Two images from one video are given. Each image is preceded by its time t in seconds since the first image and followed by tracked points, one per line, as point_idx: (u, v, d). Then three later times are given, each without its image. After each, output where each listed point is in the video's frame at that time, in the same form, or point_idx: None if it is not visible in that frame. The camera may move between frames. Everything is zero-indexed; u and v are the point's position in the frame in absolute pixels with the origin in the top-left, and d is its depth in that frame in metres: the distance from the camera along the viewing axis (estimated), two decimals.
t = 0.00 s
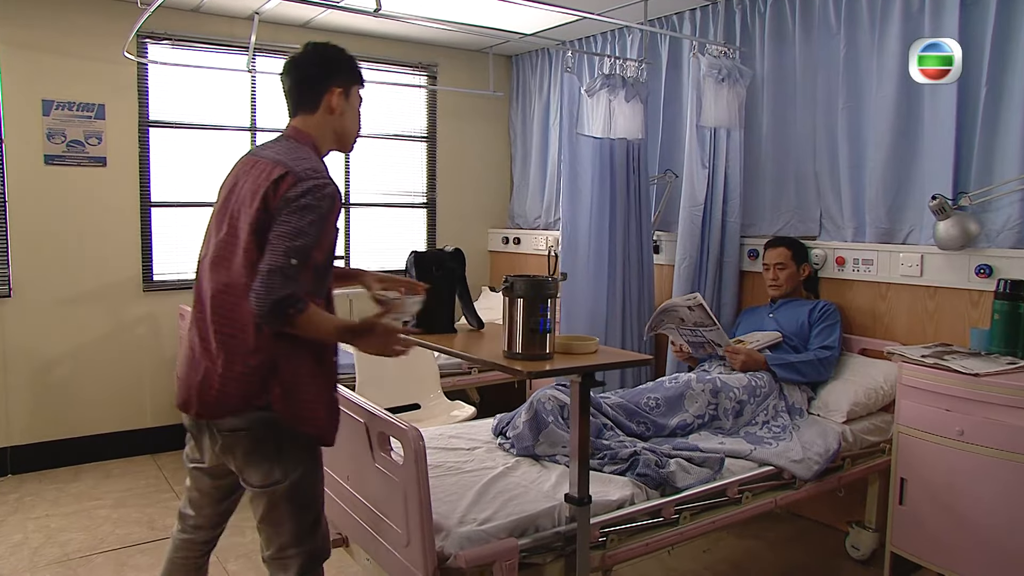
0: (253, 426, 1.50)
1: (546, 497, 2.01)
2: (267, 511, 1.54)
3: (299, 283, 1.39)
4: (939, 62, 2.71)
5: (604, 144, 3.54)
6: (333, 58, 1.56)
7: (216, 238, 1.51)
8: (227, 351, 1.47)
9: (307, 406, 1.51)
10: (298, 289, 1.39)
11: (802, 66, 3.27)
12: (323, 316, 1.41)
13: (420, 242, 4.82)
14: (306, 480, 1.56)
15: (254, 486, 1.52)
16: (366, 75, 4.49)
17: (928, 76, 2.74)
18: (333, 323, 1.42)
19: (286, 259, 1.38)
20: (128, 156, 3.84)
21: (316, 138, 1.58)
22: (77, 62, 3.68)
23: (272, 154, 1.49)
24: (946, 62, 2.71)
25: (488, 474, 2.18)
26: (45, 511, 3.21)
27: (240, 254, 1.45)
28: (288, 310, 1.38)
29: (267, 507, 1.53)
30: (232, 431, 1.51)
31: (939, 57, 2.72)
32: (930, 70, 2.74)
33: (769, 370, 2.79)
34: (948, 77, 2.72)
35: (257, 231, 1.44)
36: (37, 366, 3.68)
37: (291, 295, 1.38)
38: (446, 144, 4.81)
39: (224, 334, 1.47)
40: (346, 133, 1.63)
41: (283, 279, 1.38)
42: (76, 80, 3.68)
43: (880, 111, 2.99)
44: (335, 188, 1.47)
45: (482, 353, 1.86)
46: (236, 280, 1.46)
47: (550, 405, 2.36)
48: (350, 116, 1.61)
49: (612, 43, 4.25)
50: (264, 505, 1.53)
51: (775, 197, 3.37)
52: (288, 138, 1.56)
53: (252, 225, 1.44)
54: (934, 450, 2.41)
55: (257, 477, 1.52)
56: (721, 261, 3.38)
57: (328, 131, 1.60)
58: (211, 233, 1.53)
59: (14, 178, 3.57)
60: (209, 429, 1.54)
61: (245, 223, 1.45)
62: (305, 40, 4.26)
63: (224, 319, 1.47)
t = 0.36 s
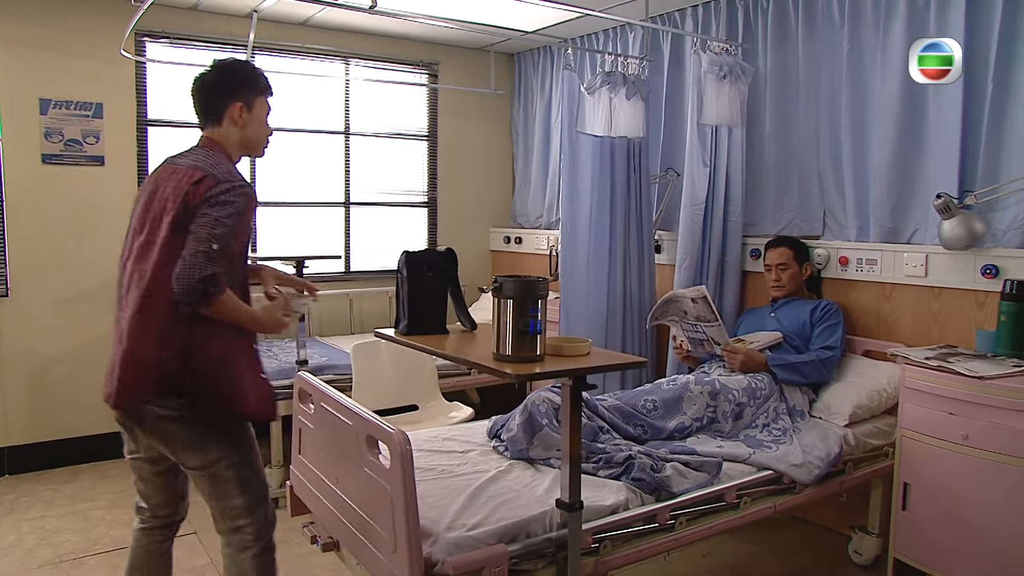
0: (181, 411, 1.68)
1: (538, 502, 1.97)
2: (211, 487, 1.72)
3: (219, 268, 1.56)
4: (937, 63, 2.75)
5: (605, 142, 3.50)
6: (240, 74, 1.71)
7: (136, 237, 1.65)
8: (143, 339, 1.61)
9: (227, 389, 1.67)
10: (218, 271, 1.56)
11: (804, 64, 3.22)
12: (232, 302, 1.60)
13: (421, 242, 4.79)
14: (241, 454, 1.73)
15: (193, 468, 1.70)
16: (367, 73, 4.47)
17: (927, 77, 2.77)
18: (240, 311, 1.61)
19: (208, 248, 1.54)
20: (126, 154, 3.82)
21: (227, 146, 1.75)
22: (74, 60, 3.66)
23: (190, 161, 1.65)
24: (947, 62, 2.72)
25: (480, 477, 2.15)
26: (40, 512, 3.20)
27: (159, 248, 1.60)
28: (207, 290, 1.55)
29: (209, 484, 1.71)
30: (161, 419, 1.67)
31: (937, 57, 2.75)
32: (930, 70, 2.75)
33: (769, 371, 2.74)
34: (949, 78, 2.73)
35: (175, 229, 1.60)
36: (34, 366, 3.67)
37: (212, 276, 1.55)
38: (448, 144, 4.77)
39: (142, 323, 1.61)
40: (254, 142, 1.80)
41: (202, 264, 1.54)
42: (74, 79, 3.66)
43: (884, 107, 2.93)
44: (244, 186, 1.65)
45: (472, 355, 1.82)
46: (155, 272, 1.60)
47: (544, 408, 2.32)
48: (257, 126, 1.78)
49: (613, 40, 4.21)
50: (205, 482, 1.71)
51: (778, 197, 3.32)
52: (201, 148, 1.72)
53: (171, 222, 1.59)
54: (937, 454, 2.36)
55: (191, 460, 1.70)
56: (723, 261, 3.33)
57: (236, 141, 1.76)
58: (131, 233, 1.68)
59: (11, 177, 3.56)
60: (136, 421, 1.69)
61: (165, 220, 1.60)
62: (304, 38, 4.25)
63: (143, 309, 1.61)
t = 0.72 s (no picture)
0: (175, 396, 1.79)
1: (530, 507, 1.93)
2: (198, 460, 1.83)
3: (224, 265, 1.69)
4: (937, 63, 2.72)
5: (605, 140, 3.46)
6: (215, 74, 1.82)
7: (123, 229, 1.75)
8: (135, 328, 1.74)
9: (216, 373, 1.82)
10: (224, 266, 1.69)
11: (808, 61, 3.17)
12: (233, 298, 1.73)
13: (422, 241, 4.76)
14: (226, 429, 1.87)
15: (180, 442, 1.82)
16: (368, 71, 4.45)
17: (926, 77, 2.74)
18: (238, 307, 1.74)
19: (215, 247, 1.68)
20: (125, 153, 3.81)
21: (202, 142, 1.86)
22: (70, 57, 3.64)
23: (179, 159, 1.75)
24: (947, 62, 2.69)
25: (473, 481, 2.11)
26: (36, 513, 3.18)
27: (155, 243, 1.71)
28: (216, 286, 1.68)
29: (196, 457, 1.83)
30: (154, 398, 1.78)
31: (938, 57, 2.72)
32: (930, 71, 2.73)
33: (770, 374, 2.69)
34: (949, 78, 2.71)
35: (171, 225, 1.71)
36: (33, 365, 3.66)
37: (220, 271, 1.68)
38: (449, 142, 4.73)
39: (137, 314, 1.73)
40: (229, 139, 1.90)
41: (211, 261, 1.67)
42: (72, 77, 3.65)
43: (889, 105, 2.88)
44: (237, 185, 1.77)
45: (462, 357, 1.79)
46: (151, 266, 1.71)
47: (539, 410, 2.28)
48: (231, 123, 1.89)
49: (616, 37, 4.16)
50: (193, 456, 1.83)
51: (782, 195, 3.27)
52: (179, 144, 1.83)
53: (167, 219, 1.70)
54: (942, 459, 2.31)
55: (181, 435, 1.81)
56: (725, 262, 3.28)
57: (211, 138, 1.87)
58: (120, 223, 1.76)
59: (9, 175, 3.55)
60: (123, 405, 1.80)
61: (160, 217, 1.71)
62: (304, 36, 4.23)
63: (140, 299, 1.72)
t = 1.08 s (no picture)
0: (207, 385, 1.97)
1: (517, 513, 1.89)
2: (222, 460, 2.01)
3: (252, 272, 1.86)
4: (938, 63, 2.66)
5: (602, 139, 3.41)
6: (257, 87, 1.96)
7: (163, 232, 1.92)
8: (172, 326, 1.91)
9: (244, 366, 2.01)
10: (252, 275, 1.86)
11: (808, 59, 3.12)
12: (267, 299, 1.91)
13: (420, 241, 4.72)
14: (248, 420, 2.04)
15: (206, 424, 1.99)
16: (366, 70, 4.42)
17: (927, 77, 2.68)
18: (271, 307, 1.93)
19: (244, 256, 1.85)
20: (119, 152, 3.78)
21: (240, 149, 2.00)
22: (62, 55, 3.61)
23: (213, 166, 1.91)
24: (947, 62, 2.64)
25: (461, 485, 2.07)
26: (27, 514, 3.16)
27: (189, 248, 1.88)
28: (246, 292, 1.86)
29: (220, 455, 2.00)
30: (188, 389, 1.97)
31: (938, 57, 2.66)
32: (929, 71, 2.67)
33: (767, 377, 2.64)
34: (949, 77, 2.65)
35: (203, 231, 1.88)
36: (26, 365, 3.65)
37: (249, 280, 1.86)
38: (448, 141, 4.70)
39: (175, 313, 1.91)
40: (265, 147, 2.04)
41: (239, 270, 1.85)
42: (64, 75, 3.62)
43: (890, 104, 2.82)
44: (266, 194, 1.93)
45: (447, 360, 1.75)
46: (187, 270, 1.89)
47: (529, 415, 2.20)
48: (268, 132, 2.02)
49: (614, 35, 4.11)
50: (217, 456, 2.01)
51: (781, 194, 3.22)
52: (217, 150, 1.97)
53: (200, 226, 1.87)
54: (940, 464, 2.26)
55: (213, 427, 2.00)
56: (723, 262, 3.24)
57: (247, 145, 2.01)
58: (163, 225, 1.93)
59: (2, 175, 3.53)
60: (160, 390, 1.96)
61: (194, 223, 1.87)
62: (300, 35, 4.20)
63: (177, 302, 1.90)
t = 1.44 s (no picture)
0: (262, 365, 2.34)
1: (502, 519, 1.85)
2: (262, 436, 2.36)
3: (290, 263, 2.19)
4: (938, 63, 2.62)
5: (597, 138, 3.37)
6: (316, 101, 2.24)
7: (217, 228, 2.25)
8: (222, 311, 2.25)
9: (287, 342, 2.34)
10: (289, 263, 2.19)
11: (805, 56, 3.07)
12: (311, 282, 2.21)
13: (416, 241, 4.68)
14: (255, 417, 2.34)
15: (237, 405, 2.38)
16: (361, 68, 4.38)
17: (927, 77, 2.64)
18: (318, 288, 2.19)
19: (280, 247, 2.17)
20: (111, 150, 3.75)
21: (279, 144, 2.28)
22: (54, 54, 3.58)
23: (248, 166, 2.21)
24: (947, 62, 2.60)
25: (446, 490, 2.04)
26: (15, 517, 3.13)
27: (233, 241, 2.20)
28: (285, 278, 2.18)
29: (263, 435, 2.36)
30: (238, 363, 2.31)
31: (938, 57, 2.62)
32: (929, 71, 2.64)
33: (761, 380, 2.60)
34: (949, 78, 2.61)
35: (244, 226, 2.20)
36: (17, 366, 3.62)
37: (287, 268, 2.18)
38: (444, 141, 4.66)
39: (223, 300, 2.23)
40: (304, 153, 2.32)
41: (278, 261, 2.17)
42: (55, 73, 3.59)
43: (887, 102, 2.77)
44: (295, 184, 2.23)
45: (428, 363, 1.71)
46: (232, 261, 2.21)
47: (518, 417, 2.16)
48: (309, 140, 2.30)
49: (612, 33, 4.07)
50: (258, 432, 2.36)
51: (779, 194, 3.17)
52: (263, 143, 2.27)
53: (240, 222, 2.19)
54: (938, 469, 2.21)
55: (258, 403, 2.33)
56: (719, 262, 3.19)
57: (291, 148, 2.30)
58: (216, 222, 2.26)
59: None
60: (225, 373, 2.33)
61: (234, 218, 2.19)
62: (294, 33, 4.16)
63: (226, 290, 2.22)
